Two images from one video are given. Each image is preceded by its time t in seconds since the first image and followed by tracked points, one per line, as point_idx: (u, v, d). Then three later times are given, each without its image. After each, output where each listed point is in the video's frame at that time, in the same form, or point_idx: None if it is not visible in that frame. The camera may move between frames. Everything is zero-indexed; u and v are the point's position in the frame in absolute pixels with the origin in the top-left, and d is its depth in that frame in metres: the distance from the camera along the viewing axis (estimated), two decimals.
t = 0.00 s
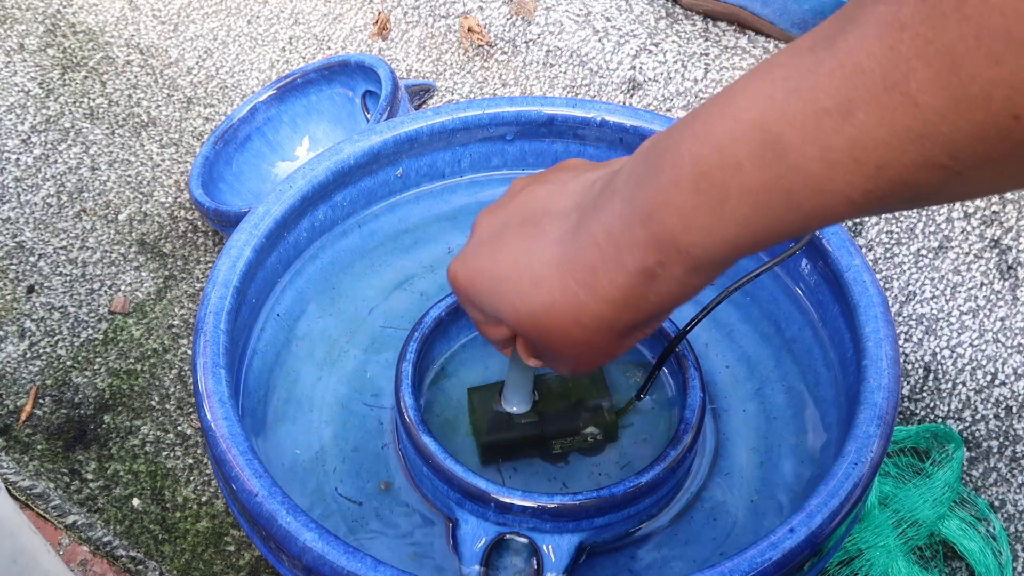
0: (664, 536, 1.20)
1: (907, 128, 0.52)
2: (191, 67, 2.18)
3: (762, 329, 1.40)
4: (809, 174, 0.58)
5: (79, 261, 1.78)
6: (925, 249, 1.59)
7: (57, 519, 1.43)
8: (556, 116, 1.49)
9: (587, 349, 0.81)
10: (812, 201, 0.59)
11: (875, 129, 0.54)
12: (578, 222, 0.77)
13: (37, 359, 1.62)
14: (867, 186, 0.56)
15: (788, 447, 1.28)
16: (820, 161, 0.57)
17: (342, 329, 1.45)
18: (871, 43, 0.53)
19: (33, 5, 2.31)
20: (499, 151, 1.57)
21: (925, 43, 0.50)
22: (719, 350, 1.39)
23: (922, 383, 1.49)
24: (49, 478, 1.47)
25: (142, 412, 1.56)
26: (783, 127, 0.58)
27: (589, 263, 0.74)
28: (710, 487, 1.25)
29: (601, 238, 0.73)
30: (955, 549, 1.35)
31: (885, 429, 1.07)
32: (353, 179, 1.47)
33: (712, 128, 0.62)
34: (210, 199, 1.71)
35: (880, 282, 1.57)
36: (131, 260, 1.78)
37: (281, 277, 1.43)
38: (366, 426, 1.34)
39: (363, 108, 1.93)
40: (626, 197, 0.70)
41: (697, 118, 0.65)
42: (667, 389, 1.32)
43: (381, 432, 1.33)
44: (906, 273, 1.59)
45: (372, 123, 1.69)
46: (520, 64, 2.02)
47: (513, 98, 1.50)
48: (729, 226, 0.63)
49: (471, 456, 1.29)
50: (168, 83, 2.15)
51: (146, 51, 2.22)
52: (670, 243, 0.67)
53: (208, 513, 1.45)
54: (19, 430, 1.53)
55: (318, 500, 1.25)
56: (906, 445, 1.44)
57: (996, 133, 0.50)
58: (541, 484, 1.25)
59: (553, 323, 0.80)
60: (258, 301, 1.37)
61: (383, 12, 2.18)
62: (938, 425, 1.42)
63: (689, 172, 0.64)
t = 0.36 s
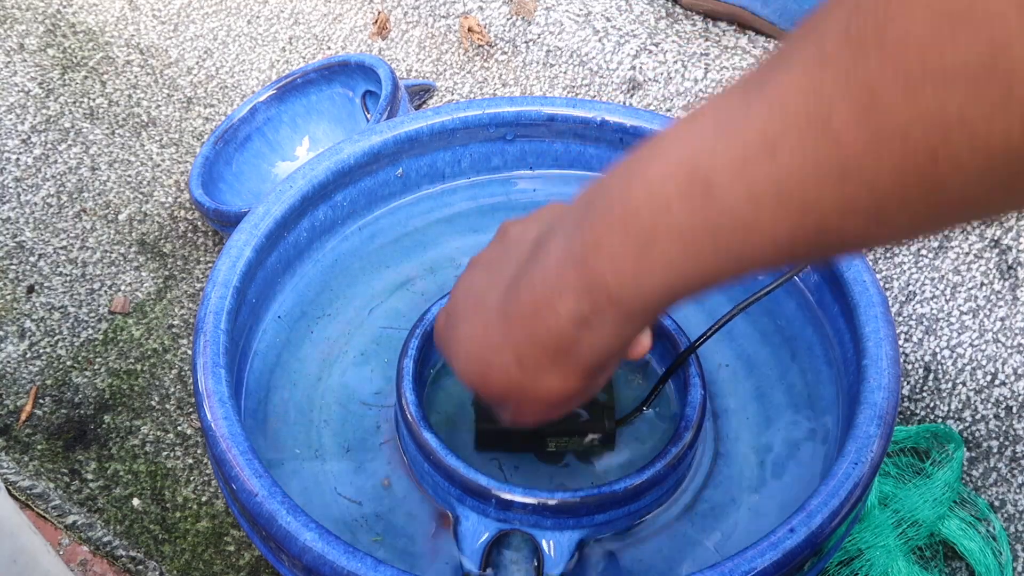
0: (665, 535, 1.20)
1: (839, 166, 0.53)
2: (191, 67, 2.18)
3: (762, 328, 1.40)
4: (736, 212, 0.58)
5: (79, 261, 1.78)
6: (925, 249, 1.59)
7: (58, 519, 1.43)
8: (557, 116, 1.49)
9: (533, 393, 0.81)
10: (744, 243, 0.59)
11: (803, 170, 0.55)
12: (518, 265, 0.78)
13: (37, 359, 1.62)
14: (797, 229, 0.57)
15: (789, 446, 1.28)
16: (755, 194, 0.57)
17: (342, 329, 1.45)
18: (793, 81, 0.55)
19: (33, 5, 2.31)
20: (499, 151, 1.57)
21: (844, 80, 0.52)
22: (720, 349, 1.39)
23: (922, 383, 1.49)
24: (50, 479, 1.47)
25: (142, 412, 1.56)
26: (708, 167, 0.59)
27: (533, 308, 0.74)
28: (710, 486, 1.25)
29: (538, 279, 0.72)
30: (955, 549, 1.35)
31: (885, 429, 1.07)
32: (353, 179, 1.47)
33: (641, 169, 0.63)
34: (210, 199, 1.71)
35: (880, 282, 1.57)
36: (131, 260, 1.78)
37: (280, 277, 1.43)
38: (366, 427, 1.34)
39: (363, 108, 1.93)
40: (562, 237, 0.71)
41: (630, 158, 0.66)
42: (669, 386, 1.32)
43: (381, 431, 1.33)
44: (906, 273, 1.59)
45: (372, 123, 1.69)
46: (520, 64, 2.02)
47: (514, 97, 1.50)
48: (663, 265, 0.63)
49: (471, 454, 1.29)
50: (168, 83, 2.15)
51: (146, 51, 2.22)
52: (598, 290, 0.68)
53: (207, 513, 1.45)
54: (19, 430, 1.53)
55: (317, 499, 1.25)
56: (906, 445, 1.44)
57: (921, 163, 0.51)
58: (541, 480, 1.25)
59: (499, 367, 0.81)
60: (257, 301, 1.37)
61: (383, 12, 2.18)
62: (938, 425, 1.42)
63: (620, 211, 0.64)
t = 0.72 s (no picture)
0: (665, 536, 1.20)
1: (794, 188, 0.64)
2: (191, 67, 2.18)
3: (761, 328, 1.41)
4: (697, 231, 0.72)
5: (79, 261, 1.78)
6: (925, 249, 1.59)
7: (57, 519, 1.43)
8: (556, 116, 1.49)
9: (526, 391, 1.04)
10: (702, 258, 0.73)
11: (769, 194, 0.66)
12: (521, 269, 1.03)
13: (37, 359, 1.63)
14: (756, 246, 0.69)
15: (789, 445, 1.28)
16: (722, 211, 0.69)
17: (342, 329, 1.45)
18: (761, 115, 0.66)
19: (34, 5, 2.31)
20: (499, 151, 1.56)
21: (795, 123, 0.63)
22: (720, 349, 1.39)
23: (922, 383, 1.49)
24: (50, 478, 1.47)
25: (142, 412, 1.56)
26: (668, 206, 0.74)
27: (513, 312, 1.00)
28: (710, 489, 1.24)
29: (545, 288, 0.93)
30: (955, 549, 1.35)
31: (885, 429, 1.07)
32: (353, 179, 1.47)
33: (625, 197, 0.80)
34: (210, 199, 1.71)
35: (881, 282, 1.57)
36: (131, 260, 1.78)
37: (280, 277, 1.43)
38: (365, 426, 1.34)
39: (363, 108, 1.93)
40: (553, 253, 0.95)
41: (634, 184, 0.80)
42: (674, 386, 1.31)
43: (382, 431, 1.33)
44: (906, 273, 1.59)
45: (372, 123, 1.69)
46: (520, 64, 2.02)
47: (513, 97, 1.49)
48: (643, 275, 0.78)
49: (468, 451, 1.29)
50: (168, 83, 2.15)
51: (146, 51, 2.22)
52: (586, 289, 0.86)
53: (207, 513, 1.45)
54: (19, 430, 1.54)
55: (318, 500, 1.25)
56: (906, 445, 1.42)
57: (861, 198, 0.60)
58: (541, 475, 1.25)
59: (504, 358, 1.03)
60: (258, 301, 1.37)
61: (383, 12, 2.18)
62: (938, 425, 1.41)
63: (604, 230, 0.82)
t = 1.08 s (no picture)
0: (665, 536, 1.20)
1: (844, 188, 0.63)
2: (191, 67, 2.18)
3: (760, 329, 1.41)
4: (743, 227, 0.71)
5: (79, 261, 1.78)
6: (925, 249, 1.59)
7: (58, 519, 1.42)
8: (556, 116, 1.49)
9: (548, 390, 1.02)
10: (751, 255, 0.72)
11: (813, 196, 0.65)
12: (546, 279, 1.02)
13: (37, 359, 1.63)
14: (802, 243, 0.68)
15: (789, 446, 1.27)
16: (776, 215, 0.68)
17: (342, 330, 1.45)
18: (799, 115, 0.66)
19: (34, 5, 2.31)
20: (499, 151, 1.56)
21: (836, 120, 0.63)
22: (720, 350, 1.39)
23: (922, 383, 1.49)
24: (50, 478, 1.46)
25: (142, 412, 1.56)
26: (716, 207, 0.72)
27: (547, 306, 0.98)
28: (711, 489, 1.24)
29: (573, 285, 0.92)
30: (955, 549, 1.36)
31: (885, 429, 1.07)
32: (353, 179, 1.47)
33: (656, 198, 0.79)
34: (210, 199, 1.71)
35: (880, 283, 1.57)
36: (131, 260, 1.78)
37: (281, 278, 1.42)
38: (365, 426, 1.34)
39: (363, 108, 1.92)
40: (586, 254, 0.94)
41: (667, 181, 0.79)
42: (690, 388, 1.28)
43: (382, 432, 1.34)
44: (906, 273, 1.59)
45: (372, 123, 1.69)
46: (520, 64, 2.02)
47: (513, 97, 1.49)
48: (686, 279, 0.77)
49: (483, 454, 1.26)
50: (168, 83, 2.15)
51: (146, 51, 2.22)
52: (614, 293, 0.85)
53: (208, 513, 1.44)
54: (19, 429, 1.54)
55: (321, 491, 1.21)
56: (906, 445, 1.40)
57: (913, 202, 0.60)
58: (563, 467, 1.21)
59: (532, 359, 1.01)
60: (258, 301, 1.36)
61: (383, 12, 2.18)
62: (938, 425, 1.41)
63: (638, 228, 0.81)
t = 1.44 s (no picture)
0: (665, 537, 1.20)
1: (899, 198, 0.60)
2: (191, 68, 2.18)
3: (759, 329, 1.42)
4: (788, 245, 0.68)
5: (79, 261, 1.78)
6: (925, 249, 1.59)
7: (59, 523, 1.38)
8: (556, 116, 1.48)
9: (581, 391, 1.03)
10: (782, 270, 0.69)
11: (864, 202, 0.62)
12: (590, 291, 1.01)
13: (37, 359, 1.63)
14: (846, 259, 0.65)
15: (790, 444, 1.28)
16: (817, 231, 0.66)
17: (343, 329, 1.46)
18: (854, 114, 0.63)
19: (34, 5, 2.30)
20: (499, 151, 1.56)
21: (906, 119, 0.59)
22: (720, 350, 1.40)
23: (922, 383, 1.49)
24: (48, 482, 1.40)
25: (142, 412, 1.57)
26: (761, 213, 0.70)
27: (593, 322, 0.97)
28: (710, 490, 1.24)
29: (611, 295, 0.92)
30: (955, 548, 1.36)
31: (886, 429, 1.07)
32: (353, 180, 1.47)
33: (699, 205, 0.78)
34: (210, 200, 1.71)
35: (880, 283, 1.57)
36: (131, 260, 1.78)
37: (280, 278, 1.42)
38: (367, 424, 1.37)
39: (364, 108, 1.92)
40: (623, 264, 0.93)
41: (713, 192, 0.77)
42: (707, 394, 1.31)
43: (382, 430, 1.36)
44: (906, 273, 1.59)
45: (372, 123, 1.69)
46: (520, 64, 2.02)
47: (513, 97, 1.48)
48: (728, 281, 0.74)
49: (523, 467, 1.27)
50: (168, 83, 2.15)
51: (146, 51, 2.22)
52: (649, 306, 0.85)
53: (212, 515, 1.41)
54: (19, 429, 1.55)
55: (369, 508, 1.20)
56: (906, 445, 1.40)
57: (946, 245, 0.59)
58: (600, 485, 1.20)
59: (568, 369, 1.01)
60: (258, 301, 1.36)
61: (383, 12, 2.18)
62: (938, 425, 1.41)
63: (678, 240, 0.79)
